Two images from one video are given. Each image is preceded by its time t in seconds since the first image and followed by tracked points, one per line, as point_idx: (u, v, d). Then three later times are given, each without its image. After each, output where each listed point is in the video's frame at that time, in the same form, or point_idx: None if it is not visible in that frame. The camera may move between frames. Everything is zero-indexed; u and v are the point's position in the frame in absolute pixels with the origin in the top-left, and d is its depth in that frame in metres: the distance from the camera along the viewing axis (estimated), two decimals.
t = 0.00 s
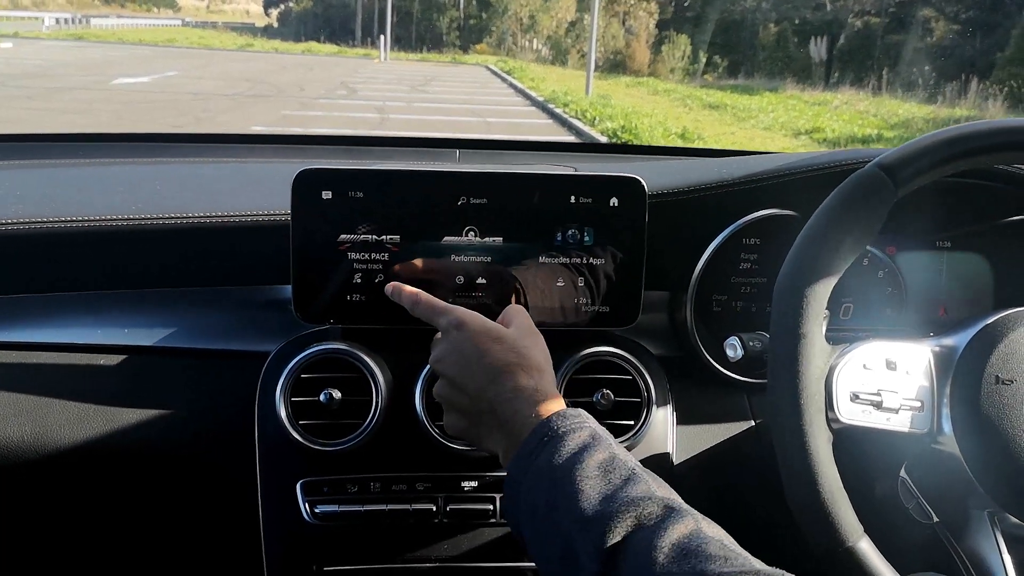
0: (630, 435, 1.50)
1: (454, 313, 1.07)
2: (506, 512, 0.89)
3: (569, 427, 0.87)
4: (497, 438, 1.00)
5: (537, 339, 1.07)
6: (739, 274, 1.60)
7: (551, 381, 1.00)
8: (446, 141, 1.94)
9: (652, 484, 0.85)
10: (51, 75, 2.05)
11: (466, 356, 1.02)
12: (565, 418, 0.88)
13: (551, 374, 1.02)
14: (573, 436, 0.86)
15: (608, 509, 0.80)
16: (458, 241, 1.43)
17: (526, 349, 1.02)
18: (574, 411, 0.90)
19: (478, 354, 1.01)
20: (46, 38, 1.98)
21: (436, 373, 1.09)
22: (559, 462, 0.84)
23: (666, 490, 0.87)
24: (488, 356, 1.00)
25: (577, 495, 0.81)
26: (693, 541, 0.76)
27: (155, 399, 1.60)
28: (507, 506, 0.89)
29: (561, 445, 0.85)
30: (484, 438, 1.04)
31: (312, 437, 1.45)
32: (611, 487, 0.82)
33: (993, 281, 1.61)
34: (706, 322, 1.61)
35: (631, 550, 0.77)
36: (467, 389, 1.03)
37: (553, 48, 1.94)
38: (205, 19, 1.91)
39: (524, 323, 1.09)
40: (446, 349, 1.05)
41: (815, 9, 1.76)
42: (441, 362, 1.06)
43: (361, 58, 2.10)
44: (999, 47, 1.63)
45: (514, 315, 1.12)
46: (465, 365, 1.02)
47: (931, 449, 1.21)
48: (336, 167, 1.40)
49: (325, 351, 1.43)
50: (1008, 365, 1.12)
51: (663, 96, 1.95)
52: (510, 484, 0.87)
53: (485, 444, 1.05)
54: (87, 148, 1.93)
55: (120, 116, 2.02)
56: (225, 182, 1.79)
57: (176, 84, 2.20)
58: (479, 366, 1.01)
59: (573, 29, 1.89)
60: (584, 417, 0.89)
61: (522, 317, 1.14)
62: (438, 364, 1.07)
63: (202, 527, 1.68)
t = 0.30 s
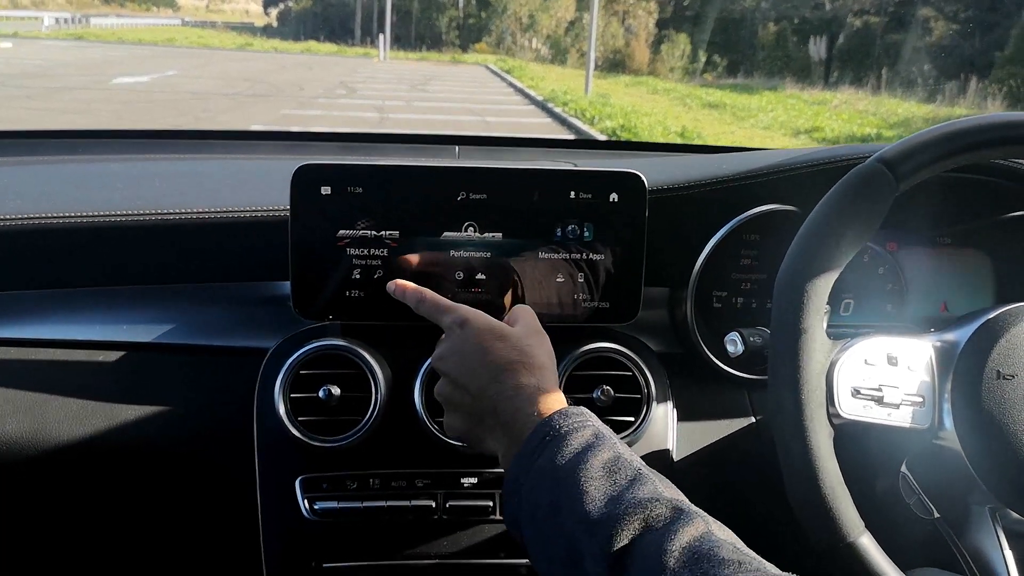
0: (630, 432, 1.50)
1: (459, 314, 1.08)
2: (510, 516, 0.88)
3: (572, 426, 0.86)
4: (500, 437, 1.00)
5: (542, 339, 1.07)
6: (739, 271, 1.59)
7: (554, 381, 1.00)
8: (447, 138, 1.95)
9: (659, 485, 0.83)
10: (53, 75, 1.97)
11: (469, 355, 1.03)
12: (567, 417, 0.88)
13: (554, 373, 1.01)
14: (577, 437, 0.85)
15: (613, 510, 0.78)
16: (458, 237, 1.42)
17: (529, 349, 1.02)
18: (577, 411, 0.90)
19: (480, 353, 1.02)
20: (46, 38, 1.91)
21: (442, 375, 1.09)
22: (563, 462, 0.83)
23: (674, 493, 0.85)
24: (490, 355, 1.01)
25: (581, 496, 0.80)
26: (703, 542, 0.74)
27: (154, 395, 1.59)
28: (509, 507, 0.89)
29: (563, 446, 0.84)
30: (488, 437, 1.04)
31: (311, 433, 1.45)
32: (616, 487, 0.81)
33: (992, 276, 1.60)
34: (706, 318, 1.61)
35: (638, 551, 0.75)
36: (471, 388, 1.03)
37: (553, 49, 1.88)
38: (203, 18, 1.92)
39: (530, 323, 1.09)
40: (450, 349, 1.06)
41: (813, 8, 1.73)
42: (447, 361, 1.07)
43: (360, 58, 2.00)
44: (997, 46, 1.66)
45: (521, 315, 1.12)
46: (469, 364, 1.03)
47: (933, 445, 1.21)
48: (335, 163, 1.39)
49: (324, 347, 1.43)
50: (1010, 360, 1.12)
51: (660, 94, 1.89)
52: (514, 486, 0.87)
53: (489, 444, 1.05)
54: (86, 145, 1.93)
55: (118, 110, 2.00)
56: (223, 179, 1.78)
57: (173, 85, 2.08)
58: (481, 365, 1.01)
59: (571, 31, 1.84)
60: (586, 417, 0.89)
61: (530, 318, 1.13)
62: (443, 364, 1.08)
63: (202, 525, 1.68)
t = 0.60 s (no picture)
0: (630, 430, 1.50)
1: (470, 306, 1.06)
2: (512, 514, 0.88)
3: (576, 429, 0.86)
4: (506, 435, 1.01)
5: (551, 333, 1.07)
6: (738, 269, 1.59)
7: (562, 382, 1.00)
8: (446, 137, 1.95)
9: (659, 489, 0.83)
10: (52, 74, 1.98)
11: (479, 353, 1.02)
12: (572, 419, 0.87)
13: (563, 372, 1.02)
14: (580, 439, 0.85)
15: (614, 515, 0.79)
16: (456, 236, 1.42)
17: (539, 347, 1.02)
18: (581, 412, 0.89)
19: (490, 351, 1.01)
20: (44, 38, 1.93)
21: (451, 367, 1.09)
22: (565, 465, 0.83)
23: (673, 494, 0.86)
24: (500, 354, 1.00)
25: (583, 501, 0.80)
26: (702, 550, 0.75)
27: (152, 395, 1.59)
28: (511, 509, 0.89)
29: (566, 448, 0.84)
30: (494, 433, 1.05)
31: (310, 431, 1.44)
32: (617, 491, 0.81)
33: (991, 274, 1.61)
34: (705, 316, 1.60)
35: (638, 558, 0.76)
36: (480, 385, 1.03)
37: (552, 47, 1.88)
38: (203, 18, 1.92)
39: (539, 316, 1.08)
40: (461, 344, 1.05)
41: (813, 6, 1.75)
42: (457, 356, 1.06)
43: (360, 58, 1.98)
44: (997, 45, 1.66)
45: (531, 308, 1.12)
46: (478, 362, 1.02)
47: (934, 443, 1.20)
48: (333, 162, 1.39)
49: (322, 346, 1.42)
50: (1009, 357, 1.11)
51: (659, 93, 1.88)
52: (518, 485, 0.87)
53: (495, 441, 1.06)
54: (83, 144, 1.92)
55: (115, 110, 1.99)
56: (221, 177, 1.78)
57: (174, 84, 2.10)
58: (491, 364, 1.01)
59: (571, 30, 1.84)
60: (590, 419, 0.88)
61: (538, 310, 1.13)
62: (453, 357, 1.07)
63: (201, 525, 1.67)
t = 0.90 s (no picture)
0: (629, 430, 1.49)
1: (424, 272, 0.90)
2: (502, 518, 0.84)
3: (554, 445, 0.76)
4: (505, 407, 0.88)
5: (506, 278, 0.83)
6: (737, 269, 1.59)
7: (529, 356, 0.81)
8: (445, 137, 1.95)
9: (650, 517, 0.75)
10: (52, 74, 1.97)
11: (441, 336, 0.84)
12: (547, 430, 0.77)
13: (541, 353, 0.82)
14: (559, 460, 0.75)
15: (599, 558, 0.71)
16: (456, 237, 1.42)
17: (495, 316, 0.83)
18: (560, 415, 0.79)
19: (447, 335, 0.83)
20: (43, 39, 1.91)
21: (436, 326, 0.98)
22: (545, 493, 0.75)
23: (669, 516, 0.76)
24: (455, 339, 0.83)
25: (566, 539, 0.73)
26: None
27: (151, 395, 1.59)
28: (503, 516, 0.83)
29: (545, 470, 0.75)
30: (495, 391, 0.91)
31: (309, 432, 1.44)
32: (603, 527, 0.73)
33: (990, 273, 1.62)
34: (705, 315, 1.61)
35: None
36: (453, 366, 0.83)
37: (551, 46, 1.87)
38: (201, 18, 1.92)
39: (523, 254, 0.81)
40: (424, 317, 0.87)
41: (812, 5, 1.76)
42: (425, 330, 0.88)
43: (359, 58, 1.98)
44: (995, 45, 1.67)
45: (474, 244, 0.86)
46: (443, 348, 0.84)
47: (933, 442, 1.20)
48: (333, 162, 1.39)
49: (322, 346, 1.43)
50: (1007, 357, 1.12)
51: (659, 93, 1.88)
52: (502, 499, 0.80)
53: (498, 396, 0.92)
54: (83, 145, 1.92)
55: (115, 110, 1.99)
56: (221, 177, 1.78)
57: (174, 84, 2.10)
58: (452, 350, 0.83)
59: (569, 30, 1.84)
60: (568, 424, 0.78)
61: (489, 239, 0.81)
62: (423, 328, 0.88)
63: (202, 526, 1.68)
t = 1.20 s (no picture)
0: (626, 429, 1.49)
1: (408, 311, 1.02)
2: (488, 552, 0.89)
3: (529, 462, 0.84)
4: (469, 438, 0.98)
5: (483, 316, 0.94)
6: (734, 268, 1.59)
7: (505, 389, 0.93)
8: (442, 136, 1.95)
9: (622, 526, 0.80)
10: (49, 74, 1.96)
11: (422, 369, 0.97)
12: (526, 449, 0.86)
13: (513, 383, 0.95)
14: (535, 474, 0.83)
15: (573, 561, 0.76)
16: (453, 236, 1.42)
17: (474, 349, 0.93)
18: (537, 440, 0.87)
19: (431, 366, 0.96)
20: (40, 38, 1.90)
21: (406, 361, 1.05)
22: (523, 505, 0.82)
23: (641, 525, 0.82)
24: (440, 371, 0.94)
25: (543, 546, 0.78)
26: None
27: (148, 395, 1.58)
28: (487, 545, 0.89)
29: (522, 485, 0.83)
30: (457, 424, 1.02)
31: (306, 431, 1.43)
32: (576, 533, 0.79)
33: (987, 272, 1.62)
34: (703, 315, 1.61)
35: None
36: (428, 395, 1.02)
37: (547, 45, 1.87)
38: (198, 17, 1.95)
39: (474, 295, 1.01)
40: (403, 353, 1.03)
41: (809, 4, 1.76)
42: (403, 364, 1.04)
43: (355, 58, 1.97)
44: (992, 44, 1.66)
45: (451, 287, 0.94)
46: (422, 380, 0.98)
47: (930, 441, 1.20)
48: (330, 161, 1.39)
49: (319, 346, 1.42)
50: (1004, 355, 1.12)
51: (656, 92, 1.87)
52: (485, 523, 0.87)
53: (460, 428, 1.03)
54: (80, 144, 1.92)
55: (112, 110, 1.99)
56: (218, 177, 1.78)
57: (170, 85, 2.05)
58: (434, 381, 0.96)
59: (566, 29, 1.84)
60: (542, 447, 0.86)
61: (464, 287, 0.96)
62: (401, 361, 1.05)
63: (199, 526, 1.67)
